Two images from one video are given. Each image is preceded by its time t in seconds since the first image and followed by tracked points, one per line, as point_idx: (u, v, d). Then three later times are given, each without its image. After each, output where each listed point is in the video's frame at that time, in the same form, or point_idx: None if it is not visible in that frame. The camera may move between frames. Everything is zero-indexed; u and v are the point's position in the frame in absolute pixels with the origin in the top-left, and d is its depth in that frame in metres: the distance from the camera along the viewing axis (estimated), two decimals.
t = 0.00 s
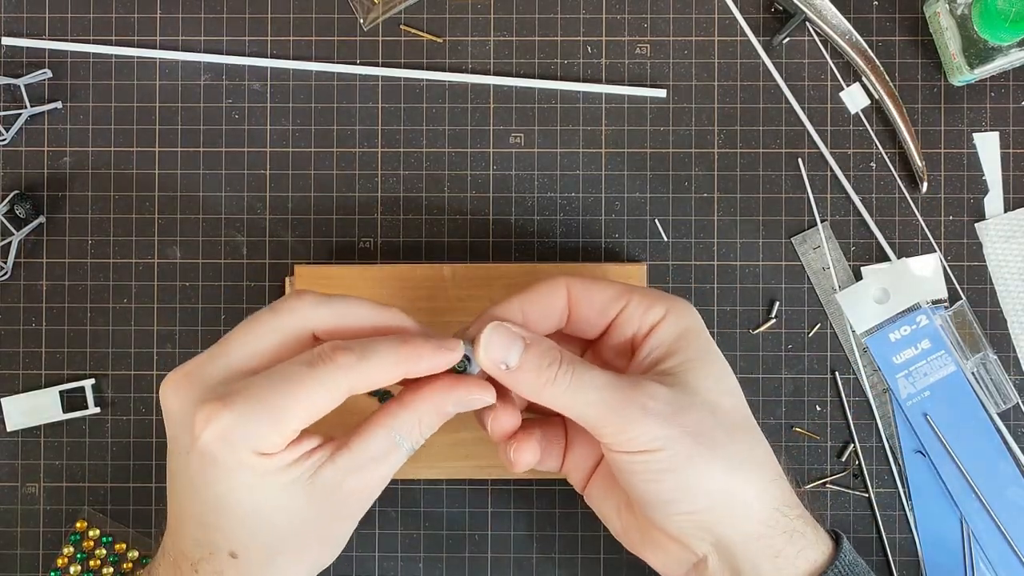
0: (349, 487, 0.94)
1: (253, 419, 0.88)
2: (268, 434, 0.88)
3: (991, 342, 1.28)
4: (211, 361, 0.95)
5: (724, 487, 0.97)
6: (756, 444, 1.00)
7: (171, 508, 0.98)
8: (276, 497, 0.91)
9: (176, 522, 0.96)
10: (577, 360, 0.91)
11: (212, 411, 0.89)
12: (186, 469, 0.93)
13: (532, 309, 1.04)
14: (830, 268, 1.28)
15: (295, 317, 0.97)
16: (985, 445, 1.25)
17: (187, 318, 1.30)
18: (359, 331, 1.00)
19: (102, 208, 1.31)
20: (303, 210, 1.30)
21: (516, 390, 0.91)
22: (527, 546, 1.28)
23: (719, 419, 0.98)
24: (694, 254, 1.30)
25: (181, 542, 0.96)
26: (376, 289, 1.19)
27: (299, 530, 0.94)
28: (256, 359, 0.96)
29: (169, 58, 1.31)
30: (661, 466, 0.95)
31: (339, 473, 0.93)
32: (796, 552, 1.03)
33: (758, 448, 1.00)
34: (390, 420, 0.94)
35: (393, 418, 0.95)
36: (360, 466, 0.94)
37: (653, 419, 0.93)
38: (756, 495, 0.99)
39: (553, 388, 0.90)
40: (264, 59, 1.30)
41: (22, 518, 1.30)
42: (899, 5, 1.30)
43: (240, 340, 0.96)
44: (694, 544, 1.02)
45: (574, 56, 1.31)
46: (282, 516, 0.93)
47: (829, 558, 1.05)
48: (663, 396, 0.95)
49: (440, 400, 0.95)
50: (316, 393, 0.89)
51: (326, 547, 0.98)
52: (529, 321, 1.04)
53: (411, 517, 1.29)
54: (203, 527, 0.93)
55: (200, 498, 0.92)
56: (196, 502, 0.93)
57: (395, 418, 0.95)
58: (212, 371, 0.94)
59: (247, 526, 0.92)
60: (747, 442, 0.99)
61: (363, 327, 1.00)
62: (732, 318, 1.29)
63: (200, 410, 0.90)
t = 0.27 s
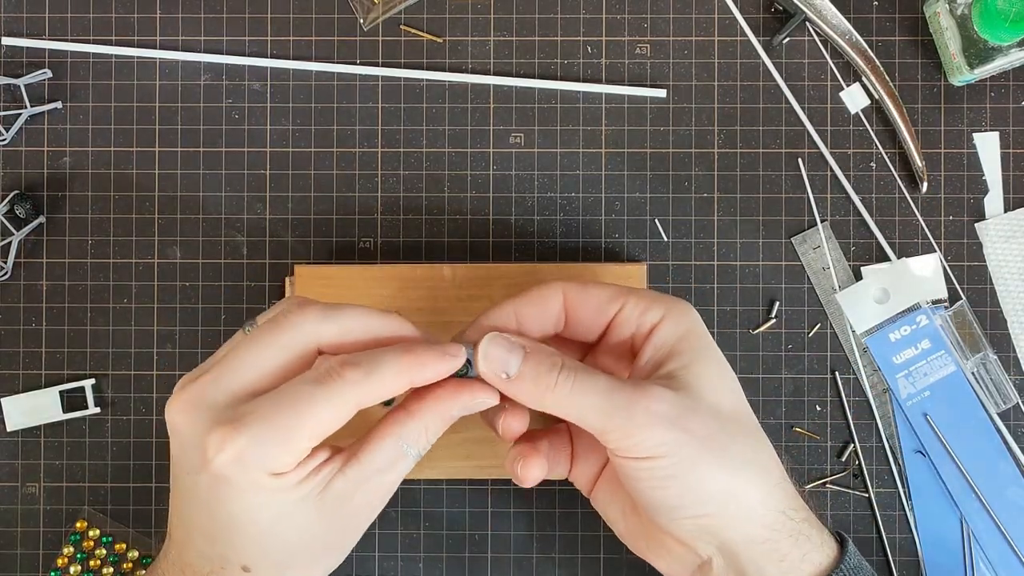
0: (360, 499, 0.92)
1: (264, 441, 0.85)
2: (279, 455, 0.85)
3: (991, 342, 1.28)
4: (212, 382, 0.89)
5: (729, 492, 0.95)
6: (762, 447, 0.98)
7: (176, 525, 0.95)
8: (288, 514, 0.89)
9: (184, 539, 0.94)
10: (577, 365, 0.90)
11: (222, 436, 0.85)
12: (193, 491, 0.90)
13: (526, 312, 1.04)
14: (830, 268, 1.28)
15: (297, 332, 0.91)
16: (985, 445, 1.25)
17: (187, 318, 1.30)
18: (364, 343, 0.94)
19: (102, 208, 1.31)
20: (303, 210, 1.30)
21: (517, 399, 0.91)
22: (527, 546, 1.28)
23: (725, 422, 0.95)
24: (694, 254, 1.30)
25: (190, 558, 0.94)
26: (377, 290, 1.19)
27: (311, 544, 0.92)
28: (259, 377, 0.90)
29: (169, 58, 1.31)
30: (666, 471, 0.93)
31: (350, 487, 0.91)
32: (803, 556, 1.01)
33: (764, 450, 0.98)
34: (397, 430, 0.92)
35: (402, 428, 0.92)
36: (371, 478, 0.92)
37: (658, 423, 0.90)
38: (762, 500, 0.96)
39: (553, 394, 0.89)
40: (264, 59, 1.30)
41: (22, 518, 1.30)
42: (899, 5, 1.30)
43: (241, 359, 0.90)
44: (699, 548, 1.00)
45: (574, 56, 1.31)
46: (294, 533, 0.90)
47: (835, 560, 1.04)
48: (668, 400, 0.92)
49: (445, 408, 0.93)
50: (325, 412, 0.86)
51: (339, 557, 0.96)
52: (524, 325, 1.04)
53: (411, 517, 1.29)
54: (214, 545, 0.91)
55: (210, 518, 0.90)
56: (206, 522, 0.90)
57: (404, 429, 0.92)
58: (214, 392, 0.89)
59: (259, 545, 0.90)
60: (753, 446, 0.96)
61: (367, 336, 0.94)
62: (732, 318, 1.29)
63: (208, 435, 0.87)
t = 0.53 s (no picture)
0: (362, 499, 0.90)
1: (266, 431, 0.83)
2: (281, 447, 0.84)
3: (991, 342, 1.28)
4: (219, 373, 0.89)
5: (731, 493, 0.94)
6: (764, 446, 0.97)
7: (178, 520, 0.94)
8: (288, 509, 0.87)
9: (185, 535, 0.92)
10: (580, 364, 0.90)
11: (224, 424, 0.84)
12: (196, 482, 0.89)
13: (524, 313, 1.04)
14: (830, 268, 1.28)
15: (305, 326, 0.91)
16: (985, 445, 1.25)
17: (187, 318, 1.30)
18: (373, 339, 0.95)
19: (102, 208, 1.31)
20: (303, 210, 1.30)
21: (521, 395, 0.91)
22: (527, 546, 1.28)
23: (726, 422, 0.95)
24: (694, 254, 1.30)
25: (190, 555, 0.92)
26: (377, 290, 1.19)
27: (311, 542, 0.90)
28: (265, 369, 0.90)
29: (169, 58, 1.31)
30: (667, 472, 0.93)
31: (352, 484, 0.89)
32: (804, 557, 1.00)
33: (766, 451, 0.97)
34: (401, 429, 0.90)
35: (406, 428, 0.90)
36: (373, 477, 0.90)
37: (658, 424, 0.90)
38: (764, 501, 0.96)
39: (555, 391, 0.89)
40: (264, 59, 1.30)
41: (22, 518, 1.30)
42: (899, 5, 1.30)
43: (248, 350, 0.90)
44: (700, 548, 1.00)
45: (574, 56, 1.31)
46: (295, 529, 0.89)
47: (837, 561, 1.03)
48: (669, 400, 0.91)
49: (447, 407, 0.92)
50: (329, 402, 0.85)
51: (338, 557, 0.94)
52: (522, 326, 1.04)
53: (411, 517, 1.29)
54: (213, 538, 0.89)
55: (211, 511, 0.88)
56: (207, 515, 0.89)
57: (407, 428, 0.91)
58: (219, 383, 0.88)
59: (259, 540, 0.88)
60: (754, 446, 0.96)
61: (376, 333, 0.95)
62: (732, 318, 1.29)
63: (211, 423, 0.85)
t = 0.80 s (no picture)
0: (367, 500, 0.88)
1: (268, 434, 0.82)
2: (284, 449, 0.83)
3: (991, 342, 1.28)
4: (219, 381, 0.87)
5: (730, 506, 0.92)
6: (763, 457, 0.95)
7: (183, 523, 0.93)
8: (293, 512, 0.86)
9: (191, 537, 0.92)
10: (578, 372, 0.87)
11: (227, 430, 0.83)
12: (200, 487, 0.88)
13: (525, 314, 1.03)
14: (830, 268, 1.28)
15: (308, 335, 0.87)
16: (985, 445, 1.25)
17: (187, 318, 1.30)
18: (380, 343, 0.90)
19: (102, 208, 1.31)
20: (303, 210, 1.30)
21: (520, 404, 0.88)
22: (527, 546, 1.28)
23: (727, 433, 0.92)
24: (694, 254, 1.30)
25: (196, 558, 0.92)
26: (377, 291, 1.19)
27: (316, 544, 0.89)
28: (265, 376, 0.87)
29: (169, 58, 1.31)
30: (665, 485, 0.90)
31: (355, 486, 0.88)
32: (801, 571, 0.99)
33: (766, 461, 0.95)
34: (403, 428, 0.89)
35: (407, 426, 0.88)
36: (377, 478, 0.88)
37: (657, 436, 0.87)
38: (763, 514, 0.93)
39: (553, 402, 0.86)
40: (264, 59, 1.30)
41: (22, 518, 1.30)
42: (899, 5, 1.30)
43: (247, 358, 0.87)
44: (697, 557, 0.98)
45: (574, 56, 1.31)
46: (300, 531, 0.87)
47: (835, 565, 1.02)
48: (669, 411, 0.89)
49: (446, 400, 0.90)
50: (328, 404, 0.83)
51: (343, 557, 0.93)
52: (521, 326, 1.04)
53: (411, 517, 1.29)
54: (218, 540, 0.89)
55: (215, 513, 0.88)
56: (212, 518, 0.88)
57: (408, 426, 0.89)
58: (221, 391, 0.87)
59: (264, 542, 0.87)
60: (754, 457, 0.94)
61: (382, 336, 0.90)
62: (732, 318, 1.29)
63: (213, 429, 0.85)
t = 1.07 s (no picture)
0: (375, 510, 0.87)
1: (273, 453, 0.80)
2: (290, 468, 0.81)
3: (991, 342, 1.28)
4: (221, 400, 0.85)
5: (724, 510, 0.91)
6: (759, 461, 0.94)
7: (188, 536, 0.92)
8: (300, 526, 0.84)
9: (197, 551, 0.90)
10: (570, 381, 0.87)
11: (231, 451, 0.81)
12: (206, 505, 0.86)
13: (521, 319, 1.03)
14: (830, 268, 1.28)
15: (311, 351, 0.85)
16: (985, 445, 1.25)
17: (187, 317, 1.30)
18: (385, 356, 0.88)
19: (102, 208, 1.31)
20: (303, 210, 1.30)
21: (513, 413, 0.88)
22: (527, 546, 1.28)
23: (721, 439, 0.91)
24: (694, 254, 1.30)
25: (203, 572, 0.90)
26: (377, 291, 1.19)
27: (325, 555, 0.88)
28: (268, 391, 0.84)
29: (169, 58, 1.31)
30: (659, 493, 0.90)
31: (363, 498, 0.86)
32: (797, 570, 0.99)
33: (761, 465, 0.94)
34: (409, 439, 0.87)
35: (412, 436, 0.87)
36: (385, 489, 0.87)
37: (650, 446, 0.87)
38: (757, 518, 0.93)
39: (545, 412, 0.86)
40: (264, 59, 1.30)
41: (22, 518, 1.30)
42: (899, 5, 1.30)
43: (249, 376, 0.85)
44: (693, 556, 0.99)
45: (574, 56, 1.31)
46: (308, 544, 0.86)
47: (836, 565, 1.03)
48: (663, 420, 0.88)
49: (451, 411, 0.89)
50: (335, 422, 0.81)
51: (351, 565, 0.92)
52: (519, 330, 1.04)
53: (412, 517, 1.29)
54: (225, 554, 0.87)
55: (222, 529, 0.86)
56: (219, 535, 0.86)
57: (414, 437, 0.88)
58: (223, 409, 0.84)
59: (272, 556, 0.86)
60: (748, 461, 0.93)
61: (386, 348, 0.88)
62: (732, 318, 1.29)
63: (218, 451, 0.82)
